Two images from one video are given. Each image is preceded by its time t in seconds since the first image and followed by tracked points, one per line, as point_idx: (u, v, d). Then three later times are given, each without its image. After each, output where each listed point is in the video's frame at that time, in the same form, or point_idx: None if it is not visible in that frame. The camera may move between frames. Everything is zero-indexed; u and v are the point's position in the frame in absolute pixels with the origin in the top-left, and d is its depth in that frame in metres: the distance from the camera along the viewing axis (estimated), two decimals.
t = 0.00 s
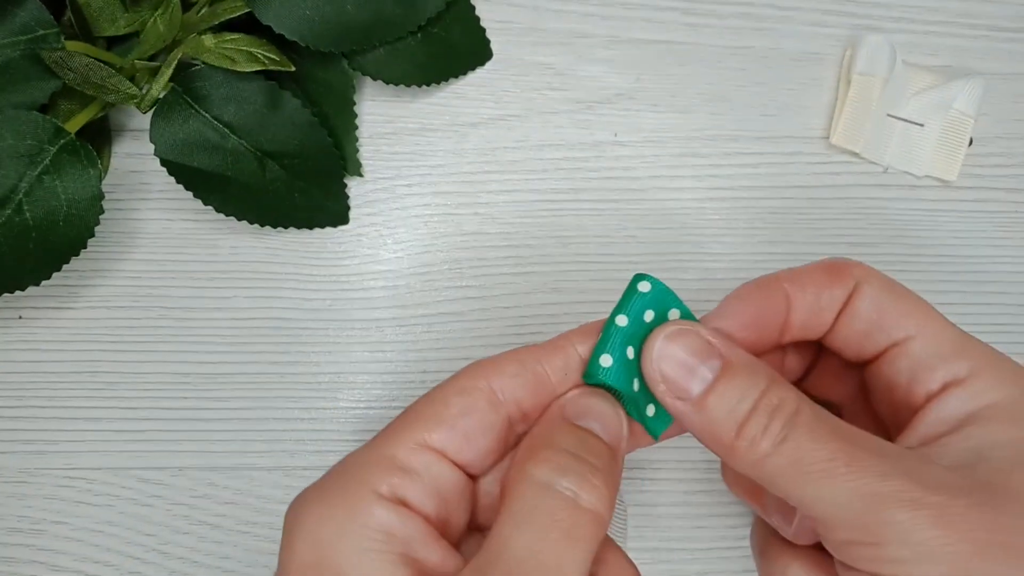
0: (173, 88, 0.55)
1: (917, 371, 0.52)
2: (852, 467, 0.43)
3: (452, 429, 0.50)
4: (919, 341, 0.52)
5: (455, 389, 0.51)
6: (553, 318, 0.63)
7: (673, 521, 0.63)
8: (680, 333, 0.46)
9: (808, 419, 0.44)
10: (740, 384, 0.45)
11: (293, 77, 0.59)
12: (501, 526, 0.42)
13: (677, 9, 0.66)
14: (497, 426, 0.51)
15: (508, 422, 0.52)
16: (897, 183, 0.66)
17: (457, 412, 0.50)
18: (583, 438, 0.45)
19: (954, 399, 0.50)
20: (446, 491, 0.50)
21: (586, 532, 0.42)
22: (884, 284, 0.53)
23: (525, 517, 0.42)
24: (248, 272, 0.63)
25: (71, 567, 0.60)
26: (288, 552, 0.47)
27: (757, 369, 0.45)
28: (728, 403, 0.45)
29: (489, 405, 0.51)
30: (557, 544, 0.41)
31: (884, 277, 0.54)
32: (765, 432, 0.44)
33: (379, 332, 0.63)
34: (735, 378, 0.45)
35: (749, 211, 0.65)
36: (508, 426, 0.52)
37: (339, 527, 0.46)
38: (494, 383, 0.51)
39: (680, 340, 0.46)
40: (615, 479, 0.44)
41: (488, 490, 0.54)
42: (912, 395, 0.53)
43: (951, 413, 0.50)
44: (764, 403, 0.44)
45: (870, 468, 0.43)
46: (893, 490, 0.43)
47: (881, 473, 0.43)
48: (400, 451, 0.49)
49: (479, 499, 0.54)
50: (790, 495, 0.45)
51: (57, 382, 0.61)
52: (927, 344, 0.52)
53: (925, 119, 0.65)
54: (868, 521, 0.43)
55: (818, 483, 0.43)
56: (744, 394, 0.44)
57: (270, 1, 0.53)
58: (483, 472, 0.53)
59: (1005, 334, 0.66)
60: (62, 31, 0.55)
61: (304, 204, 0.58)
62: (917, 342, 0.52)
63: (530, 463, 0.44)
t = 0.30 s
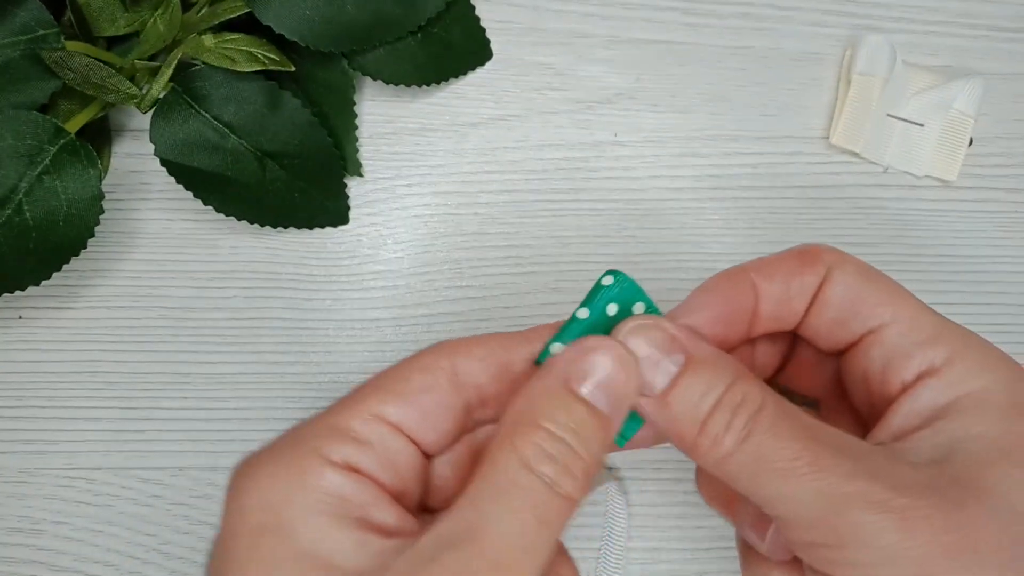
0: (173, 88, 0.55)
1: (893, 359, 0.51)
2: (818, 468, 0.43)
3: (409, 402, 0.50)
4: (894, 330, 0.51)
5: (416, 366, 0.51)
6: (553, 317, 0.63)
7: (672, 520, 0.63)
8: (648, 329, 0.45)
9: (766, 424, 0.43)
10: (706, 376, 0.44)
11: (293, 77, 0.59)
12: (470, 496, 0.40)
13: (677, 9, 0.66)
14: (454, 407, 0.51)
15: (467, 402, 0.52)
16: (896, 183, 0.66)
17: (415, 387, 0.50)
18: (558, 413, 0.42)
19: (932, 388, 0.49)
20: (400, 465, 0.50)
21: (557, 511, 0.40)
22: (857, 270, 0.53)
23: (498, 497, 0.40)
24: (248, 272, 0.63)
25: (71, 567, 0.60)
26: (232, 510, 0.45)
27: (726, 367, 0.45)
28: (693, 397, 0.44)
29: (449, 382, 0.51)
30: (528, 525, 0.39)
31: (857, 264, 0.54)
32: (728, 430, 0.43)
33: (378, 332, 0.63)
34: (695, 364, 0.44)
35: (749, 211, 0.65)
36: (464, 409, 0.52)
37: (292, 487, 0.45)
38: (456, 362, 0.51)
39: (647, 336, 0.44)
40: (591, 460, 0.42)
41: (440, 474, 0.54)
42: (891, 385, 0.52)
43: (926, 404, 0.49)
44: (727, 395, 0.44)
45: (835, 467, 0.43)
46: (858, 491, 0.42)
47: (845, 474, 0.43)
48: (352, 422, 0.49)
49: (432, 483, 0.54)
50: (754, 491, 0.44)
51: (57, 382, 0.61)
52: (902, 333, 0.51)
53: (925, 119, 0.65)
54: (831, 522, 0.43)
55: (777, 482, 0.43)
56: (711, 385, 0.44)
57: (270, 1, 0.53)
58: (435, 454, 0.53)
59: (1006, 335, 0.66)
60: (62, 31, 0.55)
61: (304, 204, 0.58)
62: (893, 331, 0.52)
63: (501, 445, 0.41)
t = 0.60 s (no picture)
0: (173, 88, 0.55)
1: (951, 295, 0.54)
2: (897, 400, 0.42)
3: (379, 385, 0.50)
4: (949, 276, 0.54)
5: (390, 355, 0.50)
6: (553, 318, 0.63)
7: (673, 520, 0.63)
8: (750, 229, 0.43)
9: (860, 349, 0.43)
10: (794, 301, 0.43)
11: (293, 77, 0.59)
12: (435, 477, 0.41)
13: (677, 9, 0.66)
14: (429, 395, 0.51)
15: (441, 394, 0.52)
16: (896, 183, 0.66)
17: (392, 373, 0.50)
18: (522, 407, 0.42)
19: (996, 331, 0.52)
20: (368, 447, 0.50)
21: (518, 502, 0.41)
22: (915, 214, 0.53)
23: (456, 480, 0.40)
24: (248, 272, 0.63)
25: (71, 567, 0.60)
26: (190, 476, 0.45)
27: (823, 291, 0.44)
28: (781, 321, 0.43)
29: (424, 371, 0.51)
30: (486, 513, 0.40)
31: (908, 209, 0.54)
32: (818, 353, 0.43)
33: (378, 332, 0.63)
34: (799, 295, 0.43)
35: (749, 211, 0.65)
36: (439, 398, 0.52)
37: (253, 458, 0.45)
38: (434, 351, 0.51)
39: (749, 235, 0.42)
40: (552, 448, 0.42)
41: (411, 462, 0.53)
42: (947, 326, 0.55)
43: (1000, 344, 0.51)
44: (822, 321, 0.43)
45: (946, 407, 0.42)
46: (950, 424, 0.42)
47: (945, 407, 0.42)
48: (319, 398, 0.48)
49: (400, 470, 0.53)
50: (842, 421, 0.44)
51: (57, 382, 0.61)
52: (960, 278, 0.53)
53: (925, 118, 0.65)
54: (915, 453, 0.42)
55: (889, 411, 0.42)
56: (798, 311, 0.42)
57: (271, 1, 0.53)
58: (408, 441, 0.53)
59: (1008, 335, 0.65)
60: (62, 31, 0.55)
61: (304, 204, 0.58)
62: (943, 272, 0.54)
63: (462, 432, 0.42)
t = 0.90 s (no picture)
0: (170, 86, 0.55)
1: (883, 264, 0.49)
2: (815, 408, 0.41)
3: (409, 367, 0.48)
4: (893, 231, 0.48)
5: (419, 338, 0.48)
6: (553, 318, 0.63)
7: (674, 522, 0.62)
8: (641, 288, 0.43)
9: (774, 363, 0.41)
10: (698, 335, 0.42)
11: (292, 75, 0.58)
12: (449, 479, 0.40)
13: (679, 6, 0.65)
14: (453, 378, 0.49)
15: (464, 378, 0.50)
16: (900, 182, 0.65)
17: (423, 359, 0.48)
18: (542, 407, 0.42)
19: (952, 278, 0.46)
20: (394, 433, 0.48)
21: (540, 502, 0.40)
22: (817, 188, 0.50)
23: (481, 480, 0.39)
24: (246, 272, 0.62)
25: (68, 569, 0.60)
26: (207, 463, 0.43)
27: (740, 307, 0.43)
28: (702, 350, 0.42)
29: (450, 356, 0.49)
30: (509, 513, 0.39)
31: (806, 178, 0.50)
32: (737, 378, 0.42)
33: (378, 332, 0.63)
34: (713, 311, 0.42)
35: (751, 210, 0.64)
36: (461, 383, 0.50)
37: (282, 447, 0.43)
38: (461, 335, 0.49)
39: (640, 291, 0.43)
40: (568, 446, 0.42)
41: (428, 450, 0.53)
42: (910, 284, 0.49)
43: (959, 290, 0.46)
44: (728, 346, 0.42)
45: (867, 400, 0.40)
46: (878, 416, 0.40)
47: (861, 399, 0.40)
48: (348, 384, 0.46)
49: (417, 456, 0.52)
50: (786, 433, 0.43)
51: (54, 383, 0.61)
52: (904, 231, 0.48)
53: (929, 117, 0.64)
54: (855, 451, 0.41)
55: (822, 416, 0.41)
56: (709, 343, 0.42)
57: None
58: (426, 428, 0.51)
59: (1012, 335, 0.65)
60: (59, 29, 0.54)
61: (303, 203, 0.57)
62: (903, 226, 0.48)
63: (476, 429, 0.41)
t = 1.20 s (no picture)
0: (175, 89, 0.56)
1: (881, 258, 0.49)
2: (818, 407, 0.41)
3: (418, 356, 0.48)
4: (891, 221, 0.48)
5: (425, 328, 0.49)
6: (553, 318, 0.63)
7: (672, 519, 0.63)
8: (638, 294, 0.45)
9: (777, 362, 0.42)
10: (705, 333, 0.43)
11: (294, 78, 0.59)
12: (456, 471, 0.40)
13: (676, 10, 0.66)
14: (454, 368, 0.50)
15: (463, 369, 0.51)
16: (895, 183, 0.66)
17: (426, 347, 0.48)
18: (548, 397, 0.43)
19: (952, 268, 0.46)
20: (400, 423, 0.48)
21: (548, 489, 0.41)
22: (812, 183, 0.50)
23: (491, 466, 0.40)
24: (249, 272, 0.63)
25: (73, 566, 0.60)
26: (216, 455, 0.42)
27: (743, 306, 0.44)
28: (709, 352, 0.43)
29: (452, 346, 0.49)
30: (521, 497, 0.39)
31: (803, 174, 0.51)
32: (743, 373, 0.43)
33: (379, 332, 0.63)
34: (717, 315, 0.44)
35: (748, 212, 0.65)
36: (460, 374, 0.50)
37: (297, 435, 0.42)
38: (462, 327, 0.50)
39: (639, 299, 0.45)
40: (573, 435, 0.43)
41: (429, 441, 0.52)
42: (912, 274, 0.49)
43: (959, 279, 0.45)
44: (731, 346, 0.43)
45: (870, 396, 0.41)
46: (880, 412, 0.40)
47: (862, 395, 0.41)
48: (355, 373, 0.46)
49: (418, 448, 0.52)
50: (794, 429, 0.43)
51: (59, 382, 0.61)
52: (902, 220, 0.48)
53: (924, 119, 0.65)
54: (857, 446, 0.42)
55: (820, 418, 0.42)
56: (715, 344, 0.43)
57: (271, 4, 0.53)
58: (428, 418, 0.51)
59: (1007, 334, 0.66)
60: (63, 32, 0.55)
61: (304, 204, 0.58)
62: (900, 216, 0.48)
63: (482, 419, 0.42)
